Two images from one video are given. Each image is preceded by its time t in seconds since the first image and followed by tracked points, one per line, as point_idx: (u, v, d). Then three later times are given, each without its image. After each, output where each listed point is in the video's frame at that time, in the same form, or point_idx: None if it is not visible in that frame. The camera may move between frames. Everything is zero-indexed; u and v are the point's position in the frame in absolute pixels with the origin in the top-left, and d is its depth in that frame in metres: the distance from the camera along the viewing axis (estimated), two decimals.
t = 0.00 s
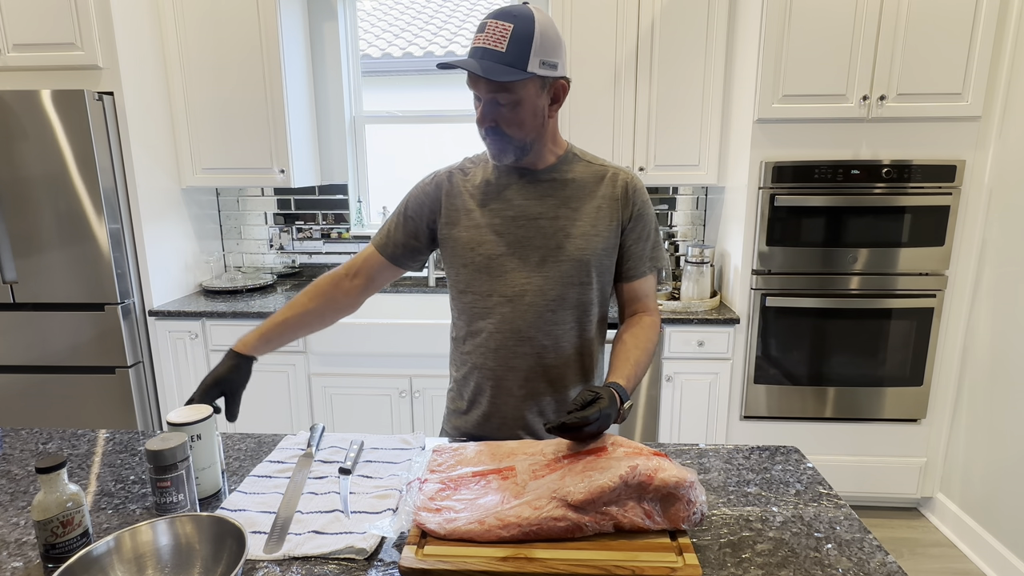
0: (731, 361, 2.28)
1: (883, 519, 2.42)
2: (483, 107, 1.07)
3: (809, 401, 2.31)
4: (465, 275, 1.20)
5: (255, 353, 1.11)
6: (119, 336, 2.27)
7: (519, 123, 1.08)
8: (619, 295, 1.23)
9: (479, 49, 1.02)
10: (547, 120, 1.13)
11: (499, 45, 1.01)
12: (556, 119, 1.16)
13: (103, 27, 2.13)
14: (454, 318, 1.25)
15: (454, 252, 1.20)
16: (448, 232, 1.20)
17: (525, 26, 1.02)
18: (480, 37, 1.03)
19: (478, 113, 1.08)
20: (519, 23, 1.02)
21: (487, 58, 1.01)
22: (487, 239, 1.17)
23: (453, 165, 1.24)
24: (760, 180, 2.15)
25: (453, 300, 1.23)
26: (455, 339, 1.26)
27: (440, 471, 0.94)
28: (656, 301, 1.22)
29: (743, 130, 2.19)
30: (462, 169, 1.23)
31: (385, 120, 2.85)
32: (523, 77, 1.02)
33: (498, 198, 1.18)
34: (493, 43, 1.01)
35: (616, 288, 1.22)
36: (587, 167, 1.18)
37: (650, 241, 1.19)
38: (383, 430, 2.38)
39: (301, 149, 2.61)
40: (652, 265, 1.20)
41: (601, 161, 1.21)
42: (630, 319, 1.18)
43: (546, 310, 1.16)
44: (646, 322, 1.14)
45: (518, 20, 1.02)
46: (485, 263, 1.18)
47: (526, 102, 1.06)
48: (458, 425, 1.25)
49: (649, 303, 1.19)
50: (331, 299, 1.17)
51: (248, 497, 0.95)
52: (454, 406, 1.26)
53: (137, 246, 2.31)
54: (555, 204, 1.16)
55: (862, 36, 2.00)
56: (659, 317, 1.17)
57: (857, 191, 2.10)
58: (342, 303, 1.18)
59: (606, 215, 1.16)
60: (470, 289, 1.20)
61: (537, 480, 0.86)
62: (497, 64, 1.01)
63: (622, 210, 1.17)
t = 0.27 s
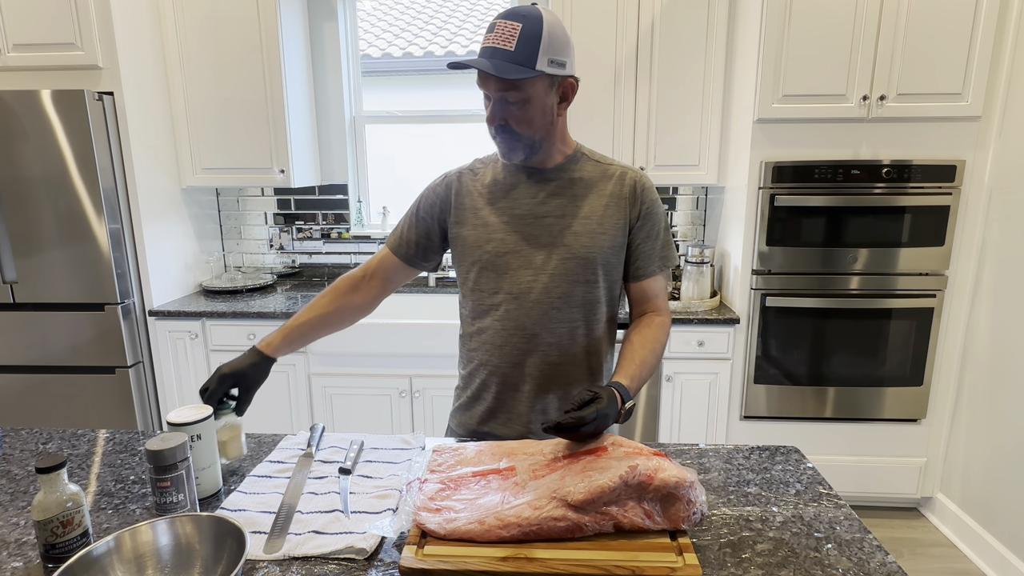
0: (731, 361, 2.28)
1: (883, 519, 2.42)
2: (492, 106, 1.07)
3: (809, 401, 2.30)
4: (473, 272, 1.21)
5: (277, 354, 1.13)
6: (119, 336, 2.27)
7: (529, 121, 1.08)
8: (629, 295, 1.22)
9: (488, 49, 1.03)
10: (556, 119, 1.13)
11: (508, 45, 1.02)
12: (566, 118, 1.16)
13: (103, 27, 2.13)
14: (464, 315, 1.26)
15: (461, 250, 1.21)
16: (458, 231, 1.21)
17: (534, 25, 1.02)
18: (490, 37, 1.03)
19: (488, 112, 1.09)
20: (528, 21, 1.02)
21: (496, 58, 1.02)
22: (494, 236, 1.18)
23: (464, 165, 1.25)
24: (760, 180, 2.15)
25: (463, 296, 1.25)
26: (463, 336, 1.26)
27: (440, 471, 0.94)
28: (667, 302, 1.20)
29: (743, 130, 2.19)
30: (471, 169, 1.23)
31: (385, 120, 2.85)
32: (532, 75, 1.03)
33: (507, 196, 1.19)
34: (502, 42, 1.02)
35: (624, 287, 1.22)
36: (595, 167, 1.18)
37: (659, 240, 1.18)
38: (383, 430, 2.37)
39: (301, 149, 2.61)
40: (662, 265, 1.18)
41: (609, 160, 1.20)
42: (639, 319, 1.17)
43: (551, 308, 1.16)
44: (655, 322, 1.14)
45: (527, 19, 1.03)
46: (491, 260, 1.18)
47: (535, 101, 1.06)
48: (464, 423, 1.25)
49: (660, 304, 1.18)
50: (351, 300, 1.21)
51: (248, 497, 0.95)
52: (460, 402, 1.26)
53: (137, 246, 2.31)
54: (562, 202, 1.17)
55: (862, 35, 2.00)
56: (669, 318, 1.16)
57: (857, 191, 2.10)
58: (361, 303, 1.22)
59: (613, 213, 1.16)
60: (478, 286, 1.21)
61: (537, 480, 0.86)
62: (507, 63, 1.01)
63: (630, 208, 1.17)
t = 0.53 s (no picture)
0: (731, 361, 2.28)
1: (883, 519, 2.42)
2: (514, 104, 1.06)
3: (809, 401, 2.30)
4: (476, 269, 1.21)
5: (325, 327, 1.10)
6: (119, 336, 2.27)
7: (550, 119, 1.08)
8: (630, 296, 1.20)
9: (513, 46, 1.02)
10: (573, 118, 1.13)
11: (532, 41, 1.01)
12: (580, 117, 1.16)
13: (103, 27, 2.13)
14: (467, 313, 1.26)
15: (467, 246, 1.22)
16: (465, 228, 1.22)
17: (557, 24, 1.03)
18: (514, 34, 1.02)
19: (508, 110, 1.08)
20: (552, 19, 1.02)
21: (523, 54, 1.01)
22: (498, 234, 1.18)
23: (472, 163, 1.25)
24: (760, 180, 2.15)
25: (469, 293, 1.25)
26: (466, 332, 1.27)
27: (440, 471, 0.94)
28: (669, 304, 1.18)
29: (743, 130, 2.19)
30: (479, 168, 1.24)
31: (385, 120, 2.85)
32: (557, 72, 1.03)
33: (512, 195, 1.19)
34: (528, 39, 1.01)
35: (625, 288, 1.20)
36: (602, 168, 1.18)
37: (663, 242, 1.16)
38: (383, 430, 2.37)
39: (301, 149, 2.61)
40: (665, 267, 1.16)
41: (616, 161, 1.20)
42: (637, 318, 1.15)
43: (553, 307, 1.16)
44: (649, 323, 1.12)
45: (550, 18, 1.03)
46: (494, 257, 1.19)
47: (557, 98, 1.06)
48: (465, 420, 1.25)
49: (661, 306, 1.16)
50: (377, 297, 1.23)
51: (248, 497, 0.95)
52: (462, 399, 1.27)
53: (137, 246, 2.31)
54: (566, 202, 1.17)
55: (862, 35, 2.00)
56: (668, 322, 1.14)
57: (857, 191, 2.10)
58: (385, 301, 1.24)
59: (617, 214, 1.16)
60: (482, 283, 1.21)
61: (537, 481, 0.86)
62: (533, 60, 1.00)
63: (634, 209, 1.17)
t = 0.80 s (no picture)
0: (731, 361, 2.28)
1: (883, 519, 2.42)
2: (544, 100, 1.06)
3: (809, 401, 2.30)
4: (478, 267, 1.21)
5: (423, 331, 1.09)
6: (119, 336, 2.27)
7: (576, 115, 1.09)
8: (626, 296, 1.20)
9: (546, 41, 1.02)
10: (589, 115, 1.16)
11: (567, 37, 1.01)
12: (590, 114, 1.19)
13: (103, 27, 2.12)
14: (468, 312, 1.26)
15: (469, 244, 1.21)
16: (468, 228, 1.22)
17: (585, 21, 1.04)
18: (545, 29, 1.02)
19: (537, 106, 1.07)
20: (580, 16, 1.03)
21: (558, 50, 1.01)
22: (500, 233, 1.18)
23: (475, 163, 1.25)
24: (760, 180, 2.15)
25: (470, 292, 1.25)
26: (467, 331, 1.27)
27: (440, 471, 0.94)
28: (666, 305, 1.18)
29: (743, 130, 2.19)
30: (483, 168, 1.24)
31: (385, 120, 2.85)
32: (586, 69, 1.05)
33: (515, 194, 1.19)
34: (561, 35, 1.01)
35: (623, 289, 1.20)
36: (605, 168, 1.18)
37: (662, 243, 1.17)
38: (383, 430, 2.38)
39: (301, 149, 2.61)
40: (662, 269, 1.17)
41: (619, 163, 1.20)
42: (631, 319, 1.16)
43: (554, 306, 1.16)
44: (642, 325, 1.12)
45: (576, 14, 1.04)
46: (495, 256, 1.18)
47: (583, 94, 1.08)
48: (465, 419, 1.25)
49: (656, 307, 1.17)
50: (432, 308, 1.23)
51: (248, 497, 0.95)
52: (463, 398, 1.27)
53: (137, 246, 2.31)
54: (568, 202, 1.17)
55: (862, 35, 2.00)
56: (659, 328, 1.15)
57: (857, 191, 2.10)
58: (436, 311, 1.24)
59: (619, 215, 1.16)
60: (483, 282, 1.21)
61: (537, 481, 0.86)
62: (569, 56, 1.01)
63: (635, 210, 1.17)
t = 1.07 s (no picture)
0: (731, 361, 2.28)
1: (883, 519, 2.42)
2: (557, 98, 1.07)
3: (809, 401, 2.30)
4: (480, 269, 1.20)
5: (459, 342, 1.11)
6: (119, 336, 2.27)
7: (587, 112, 1.10)
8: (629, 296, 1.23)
9: (560, 39, 1.01)
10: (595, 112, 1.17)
11: (580, 35, 1.02)
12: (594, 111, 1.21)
13: (103, 27, 2.12)
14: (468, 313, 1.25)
15: (471, 245, 1.21)
16: (469, 228, 1.21)
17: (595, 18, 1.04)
18: (558, 26, 1.01)
19: (550, 104, 1.07)
20: (591, 13, 1.04)
21: (572, 48, 1.01)
22: (502, 234, 1.17)
23: (475, 163, 1.25)
24: (760, 180, 2.15)
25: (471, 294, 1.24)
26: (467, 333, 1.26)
27: (440, 471, 0.94)
28: (667, 305, 1.21)
29: (743, 130, 2.19)
30: (482, 167, 1.24)
31: (385, 120, 2.86)
32: (598, 66, 1.06)
33: (517, 194, 1.19)
34: (575, 32, 1.02)
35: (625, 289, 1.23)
36: (606, 169, 1.19)
37: (664, 245, 1.19)
38: (383, 430, 2.38)
39: (301, 149, 2.61)
40: (664, 269, 1.19)
41: (620, 164, 1.21)
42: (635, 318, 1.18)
43: (558, 307, 1.16)
44: (648, 323, 1.14)
45: (587, 11, 1.04)
46: (497, 257, 1.18)
47: (594, 91, 1.09)
48: (466, 421, 1.25)
49: (659, 306, 1.19)
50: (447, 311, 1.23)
51: (248, 497, 0.95)
52: (462, 399, 1.27)
53: (137, 246, 2.31)
54: (571, 202, 1.17)
55: (862, 35, 2.00)
56: (665, 324, 1.17)
57: (857, 191, 2.10)
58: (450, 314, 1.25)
59: (621, 216, 1.17)
60: (485, 283, 1.21)
61: (538, 481, 0.86)
62: (584, 53, 1.02)
63: (638, 211, 1.18)
